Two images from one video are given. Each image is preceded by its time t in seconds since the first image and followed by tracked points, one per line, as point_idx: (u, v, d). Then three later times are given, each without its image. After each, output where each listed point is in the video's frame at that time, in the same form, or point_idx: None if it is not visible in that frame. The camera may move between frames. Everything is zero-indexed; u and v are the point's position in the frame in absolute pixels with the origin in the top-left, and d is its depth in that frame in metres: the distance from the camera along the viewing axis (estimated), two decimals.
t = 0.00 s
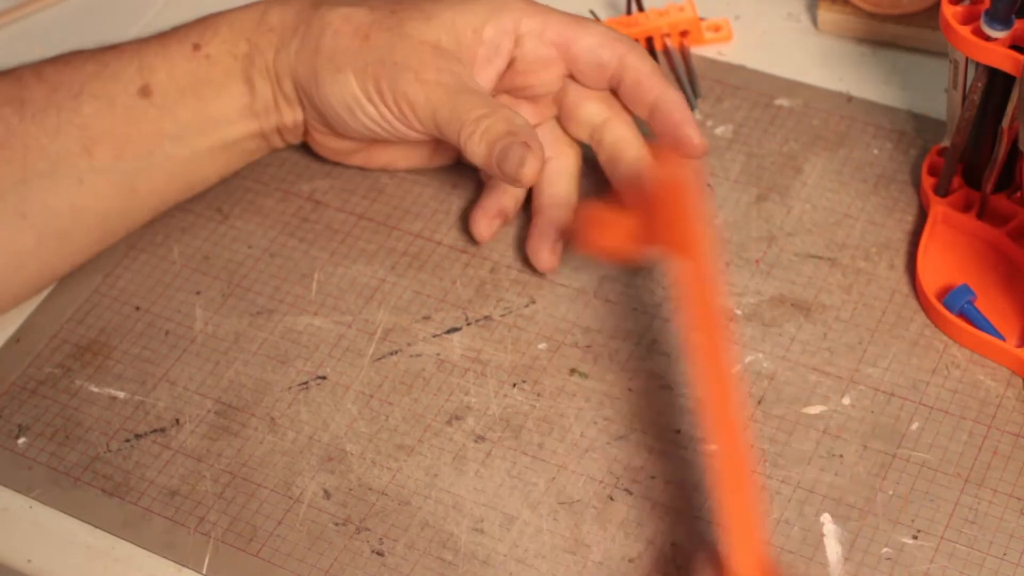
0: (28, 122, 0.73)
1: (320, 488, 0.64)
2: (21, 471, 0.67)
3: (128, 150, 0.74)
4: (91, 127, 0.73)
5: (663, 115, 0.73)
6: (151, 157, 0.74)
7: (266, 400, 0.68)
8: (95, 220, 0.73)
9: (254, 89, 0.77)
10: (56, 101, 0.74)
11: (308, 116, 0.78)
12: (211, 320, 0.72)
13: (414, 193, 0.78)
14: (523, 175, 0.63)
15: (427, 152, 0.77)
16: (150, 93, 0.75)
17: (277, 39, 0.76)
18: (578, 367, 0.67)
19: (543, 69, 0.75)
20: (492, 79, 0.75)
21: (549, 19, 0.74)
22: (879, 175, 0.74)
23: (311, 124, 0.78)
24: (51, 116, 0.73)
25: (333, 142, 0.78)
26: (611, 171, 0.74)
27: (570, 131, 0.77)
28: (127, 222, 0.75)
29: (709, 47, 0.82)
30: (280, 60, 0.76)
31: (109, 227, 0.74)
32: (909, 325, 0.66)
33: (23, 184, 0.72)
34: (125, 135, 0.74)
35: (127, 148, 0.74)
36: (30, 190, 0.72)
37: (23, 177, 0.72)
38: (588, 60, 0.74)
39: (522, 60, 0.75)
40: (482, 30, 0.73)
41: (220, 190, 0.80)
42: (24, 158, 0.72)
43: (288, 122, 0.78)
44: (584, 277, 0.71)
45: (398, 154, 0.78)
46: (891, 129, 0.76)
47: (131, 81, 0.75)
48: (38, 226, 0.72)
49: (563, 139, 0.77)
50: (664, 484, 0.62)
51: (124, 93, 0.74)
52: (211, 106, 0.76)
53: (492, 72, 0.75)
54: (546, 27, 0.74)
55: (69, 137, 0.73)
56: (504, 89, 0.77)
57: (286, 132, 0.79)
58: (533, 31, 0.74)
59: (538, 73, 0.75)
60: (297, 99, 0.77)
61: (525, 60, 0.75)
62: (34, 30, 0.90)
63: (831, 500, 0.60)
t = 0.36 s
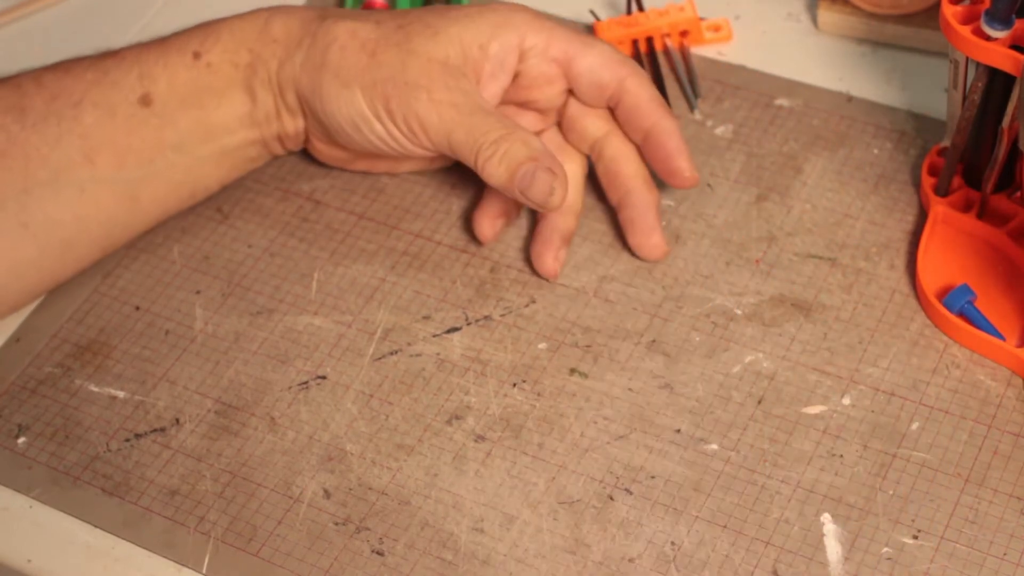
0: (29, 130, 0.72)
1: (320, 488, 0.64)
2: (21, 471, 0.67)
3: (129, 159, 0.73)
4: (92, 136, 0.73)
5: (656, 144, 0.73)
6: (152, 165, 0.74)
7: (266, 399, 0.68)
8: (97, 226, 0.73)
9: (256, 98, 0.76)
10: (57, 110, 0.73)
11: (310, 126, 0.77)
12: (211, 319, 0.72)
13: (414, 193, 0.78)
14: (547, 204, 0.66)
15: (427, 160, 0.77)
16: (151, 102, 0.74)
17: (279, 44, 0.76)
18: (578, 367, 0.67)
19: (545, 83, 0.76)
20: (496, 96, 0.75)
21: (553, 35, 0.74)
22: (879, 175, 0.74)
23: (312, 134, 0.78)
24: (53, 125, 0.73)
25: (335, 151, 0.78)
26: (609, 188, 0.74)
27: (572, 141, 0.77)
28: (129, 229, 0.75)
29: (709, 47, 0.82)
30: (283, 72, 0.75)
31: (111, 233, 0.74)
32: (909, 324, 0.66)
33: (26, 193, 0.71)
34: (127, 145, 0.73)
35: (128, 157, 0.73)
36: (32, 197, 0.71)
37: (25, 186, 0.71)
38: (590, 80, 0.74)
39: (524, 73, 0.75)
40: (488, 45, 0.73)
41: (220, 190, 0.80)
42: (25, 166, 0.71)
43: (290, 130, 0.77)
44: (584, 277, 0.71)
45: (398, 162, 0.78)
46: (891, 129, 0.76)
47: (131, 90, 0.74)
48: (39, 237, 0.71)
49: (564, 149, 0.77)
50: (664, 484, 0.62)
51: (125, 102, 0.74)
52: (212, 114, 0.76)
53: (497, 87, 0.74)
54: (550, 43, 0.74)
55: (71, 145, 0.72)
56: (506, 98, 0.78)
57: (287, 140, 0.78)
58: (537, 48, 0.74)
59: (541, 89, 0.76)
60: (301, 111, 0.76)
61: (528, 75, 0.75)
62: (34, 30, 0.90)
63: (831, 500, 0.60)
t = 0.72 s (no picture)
0: (33, 142, 0.72)
1: (320, 488, 0.64)
2: (21, 471, 0.67)
3: (135, 171, 0.73)
4: (97, 148, 0.73)
5: (655, 131, 0.74)
6: (158, 179, 0.74)
7: (266, 399, 0.68)
8: (102, 236, 0.73)
9: (261, 113, 0.76)
10: (61, 121, 0.73)
11: (317, 137, 0.77)
12: (211, 319, 0.72)
13: (414, 193, 0.78)
14: (582, 187, 0.67)
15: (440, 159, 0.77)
16: (156, 116, 0.74)
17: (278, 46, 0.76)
18: (578, 367, 0.67)
19: (548, 71, 0.77)
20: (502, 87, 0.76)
21: (552, 24, 0.74)
22: (879, 175, 0.74)
23: (320, 144, 0.77)
24: (57, 137, 0.73)
25: (345, 161, 0.78)
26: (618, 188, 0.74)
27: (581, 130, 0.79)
28: (130, 235, 0.75)
29: (709, 47, 0.82)
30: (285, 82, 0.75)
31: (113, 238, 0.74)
32: (909, 325, 0.66)
33: (30, 204, 0.71)
34: (133, 158, 0.73)
35: (134, 170, 0.73)
36: (34, 206, 0.71)
37: (29, 196, 0.71)
38: (591, 66, 0.75)
39: (528, 65, 0.76)
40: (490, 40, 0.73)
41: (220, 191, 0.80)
42: (29, 176, 0.72)
43: (297, 142, 0.77)
44: (584, 277, 0.71)
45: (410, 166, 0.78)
46: (891, 129, 0.76)
47: (135, 103, 0.74)
48: (43, 245, 0.72)
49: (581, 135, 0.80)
50: (664, 484, 0.62)
51: (129, 115, 0.74)
52: (218, 129, 0.75)
53: (502, 79, 0.75)
54: (551, 31, 0.74)
55: (75, 157, 0.72)
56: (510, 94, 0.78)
57: (294, 152, 0.78)
58: (538, 36, 0.75)
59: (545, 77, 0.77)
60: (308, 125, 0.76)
61: (531, 64, 0.76)
62: (34, 31, 0.90)
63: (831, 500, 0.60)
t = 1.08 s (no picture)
0: (37, 150, 0.73)
1: (320, 488, 0.64)
2: (21, 471, 0.67)
3: (139, 180, 0.73)
4: (101, 157, 0.73)
5: (669, 125, 0.73)
6: (162, 189, 0.74)
7: (266, 400, 0.68)
8: (106, 245, 0.73)
9: (267, 123, 0.75)
10: (65, 130, 0.73)
11: (323, 145, 0.77)
12: (211, 320, 0.72)
13: (414, 193, 0.78)
14: (596, 185, 0.67)
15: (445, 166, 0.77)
16: (160, 125, 0.74)
17: (281, 50, 0.76)
18: (578, 367, 0.67)
19: (558, 73, 0.77)
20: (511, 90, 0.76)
21: (557, 27, 0.74)
22: (879, 175, 0.74)
23: (327, 151, 0.77)
24: (60, 146, 0.73)
25: (351, 168, 0.78)
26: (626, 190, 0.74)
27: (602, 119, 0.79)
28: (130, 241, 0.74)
29: (709, 47, 0.82)
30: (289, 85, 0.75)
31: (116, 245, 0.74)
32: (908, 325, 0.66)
33: (33, 212, 0.71)
34: (137, 167, 0.73)
35: (138, 180, 0.73)
36: (39, 216, 0.71)
37: (32, 204, 0.71)
38: (596, 66, 0.75)
39: (536, 68, 0.76)
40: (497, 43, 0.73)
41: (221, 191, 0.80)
42: (34, 185, 0.72)
43: (303, 150, 0.77)
44: (584, 277, 0.71)
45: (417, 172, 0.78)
46: (891, 129, 0.76)
47: (139, 113, 0.74)
48: (46, 250, 0.71)
49: (600, 126, 0.79)
50: (665, 484, 0.62)
51: (134, 124, 0.74)
52: (222, 138, 0.75)
53: (509, 84, 0.75)
54: (556, 34, 0.74)
55: (79, 167, 0.72)
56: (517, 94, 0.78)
57: (300, 159, 0.78)
58: (543, 40, 0.74)
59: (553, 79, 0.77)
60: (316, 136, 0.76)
61: (538, 68, 0.76)
62: (35, 31, 0.90)
63: (830, 500, 0.60)
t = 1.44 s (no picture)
0: (40, 162, 0.72)
1: (320, 488, 0.64)
2: (21, 471, 0.67)
3: (143, 195, 0.73)
4: (105, 171, 0.72)
5: (676, 73, 0.74)
6: (167, 203, 0.74)
7: (266, 400, 0.68)
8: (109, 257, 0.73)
9: (276, 138, 0.75)
10: (70, 143, 0.73)
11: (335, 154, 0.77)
12: (211, 320, 0.72)
13: (414, 193, 0.78)
14: (623, 173, 0.70)
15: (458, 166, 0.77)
16: (165, 139, 0.74)
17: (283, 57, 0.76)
18: (578, 367, 0.67)
19: (565, 47, 0.77)
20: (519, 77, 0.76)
21: (557, 4, 0.74)
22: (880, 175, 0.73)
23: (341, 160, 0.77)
24: (65, 159, 0.72)
25: (367, 175, 0.78)
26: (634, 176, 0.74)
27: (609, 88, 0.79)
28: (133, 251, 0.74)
29: (709, 47, 0.82)
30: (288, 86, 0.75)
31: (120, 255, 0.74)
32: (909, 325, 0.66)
33: (37, 224, 0.71)
34: (142, 181, 0.73)
35: (142, 196, 0.73)
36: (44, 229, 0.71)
37: (36, 217, 0.71)
38: (601, 29, 0.75)
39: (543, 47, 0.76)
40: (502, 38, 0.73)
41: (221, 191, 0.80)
42: (37, 196, 0.71)
43: (316, 162, 0.77)
44: (583, 277, 0.71)
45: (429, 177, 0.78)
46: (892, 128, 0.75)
47: (145, 126, 0.74)
48: (49, 263, 0.71)
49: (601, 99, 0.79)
50: (665, 484, 0.62)
51: (138, 138, 0.73)
52: (229, 154, 0.75)
53: (518, 72, 0.76)
54: (557, 13, 0.74)
55: (83, 181, 0.72)
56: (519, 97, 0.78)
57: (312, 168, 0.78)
58: (546, 20, 0.74)
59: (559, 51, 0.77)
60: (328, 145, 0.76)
61: (544, 47, 0.76)
62: (35, 32, 0.90)
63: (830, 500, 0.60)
